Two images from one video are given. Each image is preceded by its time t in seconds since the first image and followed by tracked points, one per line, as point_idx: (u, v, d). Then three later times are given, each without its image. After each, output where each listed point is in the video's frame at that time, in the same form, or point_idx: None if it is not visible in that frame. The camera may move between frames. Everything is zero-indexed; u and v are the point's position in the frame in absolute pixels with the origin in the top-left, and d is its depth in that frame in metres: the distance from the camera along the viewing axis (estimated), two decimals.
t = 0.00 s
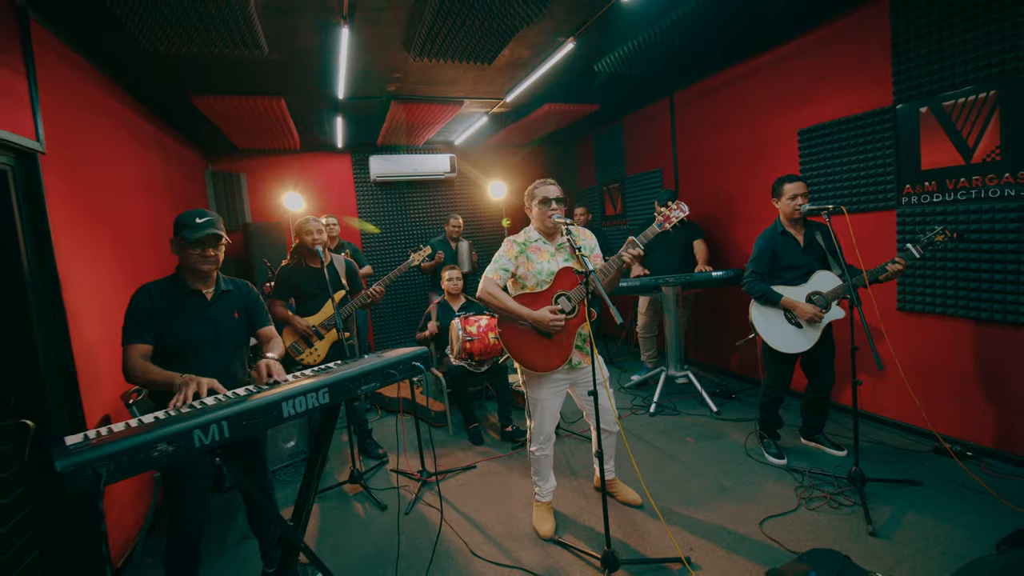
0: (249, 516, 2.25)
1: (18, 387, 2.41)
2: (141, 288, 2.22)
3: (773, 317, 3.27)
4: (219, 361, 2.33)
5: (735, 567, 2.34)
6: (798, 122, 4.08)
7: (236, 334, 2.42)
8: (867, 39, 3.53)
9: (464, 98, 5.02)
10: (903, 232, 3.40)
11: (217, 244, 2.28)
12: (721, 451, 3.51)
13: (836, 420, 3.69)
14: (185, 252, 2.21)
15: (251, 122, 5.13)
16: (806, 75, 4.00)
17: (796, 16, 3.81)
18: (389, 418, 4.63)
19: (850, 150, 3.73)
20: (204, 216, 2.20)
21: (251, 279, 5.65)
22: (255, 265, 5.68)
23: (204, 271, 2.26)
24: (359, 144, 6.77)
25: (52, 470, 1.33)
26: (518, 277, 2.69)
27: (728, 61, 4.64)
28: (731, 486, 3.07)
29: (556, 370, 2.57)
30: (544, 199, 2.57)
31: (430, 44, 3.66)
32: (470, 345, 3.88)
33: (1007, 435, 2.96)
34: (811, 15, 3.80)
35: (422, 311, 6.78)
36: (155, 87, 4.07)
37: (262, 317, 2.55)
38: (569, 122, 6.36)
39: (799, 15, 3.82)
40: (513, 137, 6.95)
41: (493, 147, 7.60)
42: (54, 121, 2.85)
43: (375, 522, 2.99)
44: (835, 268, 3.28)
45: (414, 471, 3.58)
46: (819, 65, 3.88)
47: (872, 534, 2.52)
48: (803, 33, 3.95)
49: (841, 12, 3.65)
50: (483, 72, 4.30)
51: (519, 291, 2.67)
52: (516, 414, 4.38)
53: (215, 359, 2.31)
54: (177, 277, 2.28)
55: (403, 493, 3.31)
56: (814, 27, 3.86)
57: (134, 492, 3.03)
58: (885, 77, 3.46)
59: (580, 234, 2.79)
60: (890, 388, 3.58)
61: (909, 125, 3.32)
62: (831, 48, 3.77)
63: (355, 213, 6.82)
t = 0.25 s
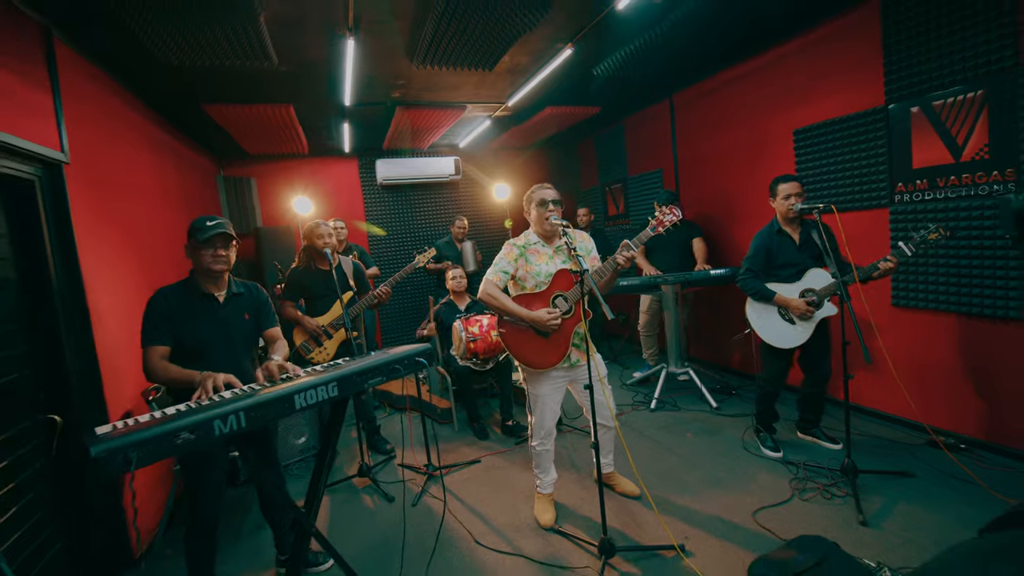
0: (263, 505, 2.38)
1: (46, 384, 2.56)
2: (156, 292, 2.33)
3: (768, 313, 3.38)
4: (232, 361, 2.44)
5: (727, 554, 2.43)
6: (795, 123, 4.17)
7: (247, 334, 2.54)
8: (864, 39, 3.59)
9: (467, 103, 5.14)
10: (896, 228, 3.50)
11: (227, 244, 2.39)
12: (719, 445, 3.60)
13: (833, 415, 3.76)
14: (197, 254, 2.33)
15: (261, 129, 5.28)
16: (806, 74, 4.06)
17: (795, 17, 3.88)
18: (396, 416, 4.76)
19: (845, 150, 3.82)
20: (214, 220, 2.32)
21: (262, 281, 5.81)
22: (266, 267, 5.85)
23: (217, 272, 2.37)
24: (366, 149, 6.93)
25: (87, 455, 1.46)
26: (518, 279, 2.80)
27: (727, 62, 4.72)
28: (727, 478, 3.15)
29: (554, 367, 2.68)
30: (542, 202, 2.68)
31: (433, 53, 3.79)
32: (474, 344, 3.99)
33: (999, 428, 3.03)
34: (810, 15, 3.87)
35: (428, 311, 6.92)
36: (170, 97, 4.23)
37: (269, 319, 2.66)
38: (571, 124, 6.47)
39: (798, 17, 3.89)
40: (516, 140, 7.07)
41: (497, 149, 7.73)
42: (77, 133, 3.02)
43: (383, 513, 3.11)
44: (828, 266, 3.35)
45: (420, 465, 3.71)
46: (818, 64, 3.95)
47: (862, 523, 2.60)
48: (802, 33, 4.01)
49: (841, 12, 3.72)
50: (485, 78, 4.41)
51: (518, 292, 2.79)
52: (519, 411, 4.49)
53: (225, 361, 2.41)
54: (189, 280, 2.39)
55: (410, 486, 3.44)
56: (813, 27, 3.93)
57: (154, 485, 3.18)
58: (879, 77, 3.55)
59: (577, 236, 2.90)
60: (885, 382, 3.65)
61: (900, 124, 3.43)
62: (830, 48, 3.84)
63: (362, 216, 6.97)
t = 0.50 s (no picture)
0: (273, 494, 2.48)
1: (65, 379, 2.67)
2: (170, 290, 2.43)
3: (764, 311, 3.47)
4: (243, 353, 2.55)
5: (721, 545, 2.51)
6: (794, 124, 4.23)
7: (258, 328, 2.64)
8: (865, 40, 3.64)
9: (471, 106, 5.23)
10: (892, 229, 3.56)
11: (235, 242, 2.49)
12: (717, 441, 3.67)
13: (830, 412, 3.82)
14: (208, 253, 2.43)
15: (269, 131, 5.40)
16: (807, 75, 4.11)
17: (796, 19, 3.93)
18: (401, 412, 4.86)
19: (842, 151, 3.88)
20: (222, 219, 2.42)
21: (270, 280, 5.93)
22: (275, 267, 5.97)
23: (228, 269, 2.47)
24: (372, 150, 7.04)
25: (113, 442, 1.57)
26: (518, 277, 2.89)
27: (729, 63, 4.77)
28: (724, 473, 3.23)
29: (553, 362, 2.76)
30: (541, 202, 2.77)
31: (437, 58, 3.89)
32: (477, 341, 4.08)
33: (991, 425, 3.08)
34: (812, 16, 3.91)
35: (432, 310, 7.02)
36: (182, 101, 4.35)
37: (281, 313, 2.77)
38: (573, 125, 6.55)
39: (800, 18, 3.94)
40: (520, 141, 7.16)
41: (501, 151, 7.82)
42: (95, 138, 3.14)
43: (389, 505, 3.21)
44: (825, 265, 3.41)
45: (424, 460, 3.80)
46: (820, 65, 3.99)
47: (854, 517, 2.67)
48: (804, 34, 4.05)
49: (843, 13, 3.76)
50: (488, 82, 4.51)
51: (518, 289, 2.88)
52: (521, 408, 4.57)
53: (239, 355, 2.54)
54: (202, 279, 2.49)
55: (414, 480, 3.53)
56: (815, 29, 3.97)
57: (167, 477, 3.29)
58: (875, 80, 3.61)
59: (574, 235, 2.98)
60: (880, 379, 3.71)
61: (896, 127, 3.50)
62: (832, 48, 3.88)
63: (368, 217, 7.09)
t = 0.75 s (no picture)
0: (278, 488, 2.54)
1: (76, 375, 2.73)
2: (185, 288, 2.46)
3: (763, 311, 3.49)
4: (254, 351, 2.57)
5: (719, 540, 2.56)
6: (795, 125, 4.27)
7: (268, 328, 2.67)
8: (867, 41, 3.66)
9: (473, 107, 5.29)
10: (890, 230, 3.60)
11: (250, 242, 2.55)
12: (715, 439, 3.72)
13: (828, 411, 3.87)
14: (223, 252, 2.49)
15: (274, 132, 5.45)
16: (810, 76, 4.13)
17: (799, 19, 3.95)
18: (404, 410, 4.92)
19: (842, 153, 3.93)
20: (238, 221, 2.49)
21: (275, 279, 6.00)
22: (280, 266, 6.03)
23: (241, 268, 2.52)
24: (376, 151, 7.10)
25: (127, 433, 1.62)
26: (518, 277, 2.94)
27: (732, 64, 4.79)
28: (721, 470, 3.27)
29: (553, 360, 2.81)
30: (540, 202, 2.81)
31: (440, 61, 3.95)
32: (479, 340, 4.13)
33: (986, 424, 3.13)
34: (815, 17, 3.93)
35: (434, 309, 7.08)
36: (189, 103, 4.41)
37: (288, 315, 2.82)
38: (575, 126, 6.60)
39: (803, 19, 3.96)
40: (522, 142, 7.21)
41: (503, 151, 7.87)
42: (105, 139, 3.20)
43: (392, 500, 3.27)
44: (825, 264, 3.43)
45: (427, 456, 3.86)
46: (822, 66, 4.02)
47: (849, 513, 2.71)
48: (807, 34, 4.07)
49: (847, 13, 3.77)
50: (490, 84, 4.56)
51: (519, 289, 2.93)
52: (522, 407, 4.63)
53: (249, 352, 2.55)
54: (214, 276, 2.53)
55: (417, 475, 3.59)
56: (817, 29, 4.00)
57: (174, 472, 3.35)
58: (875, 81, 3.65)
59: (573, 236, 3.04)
60: (877, 378, 3.76)
61: (894, 128, 3.54)
62: (835, 48, 3.90)
63: (371, 216, 7.15)
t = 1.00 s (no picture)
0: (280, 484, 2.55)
1: (79, 371, 2.74)
2: (189, 284, 2.47)
3: (762, 310, 3.49)
4: (257, 348, 2.58)
5: (719, 537, 2.57)
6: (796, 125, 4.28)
7: (271, 325, 2.68)
8: (870, 40, 3.66)
9: (475, 106, 5.30)
10: (891, 229, 3.61)
11: (253, 240, 2.56)
12: (715, 437, 3.72)
13: (828, 410, 3.88)
14: (226, 249, 2.49)
15: (275, 130, 5.46)
16: (811, 75, 4.13)
17: (801, 18, 3.95)
18: (405, 408, 4.93)
19: (842, 152, 3.93)
20: (240, 218, 2.49)
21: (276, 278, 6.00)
22: (281, 264, 6.04)
23: (244, 265, 2.52)
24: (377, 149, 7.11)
25: (132, 428, 1.63)
26: (519, 277, 2.94)
27: (734, 63, 4.80)
28: (722, 468, 3.28)
29: (554, 360, 2.82)
30: (541, 202, 2.83)
31: (442, 60, 3.96)
32: (480, 338, 4.14)
33: (986, 422, 3.14)
34: (817, 16, 3.93)
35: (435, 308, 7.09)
36: (191, 100, 4.41)
37: (292, 311, 2.84)
38: (576, 125, 6.61)
39: (805, 18, 3.96)
40: (523, 141, 7.22)
41: (504, 150, 7.88)
42: (108, 136, 3.20)
43: (393, 498, 3.28)
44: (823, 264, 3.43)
45: (428, 454, 3.87)
46: (824, 65, 4.02)
47: (849, 511, 2.72)
48: (809, 33, 4.07)
49: (849, 12, 3.77)
50: (491, 83, 4.57)
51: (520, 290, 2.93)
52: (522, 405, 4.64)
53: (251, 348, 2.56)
54: (219, 272, 2.54)
55: (418, 473, 3.60)
56: (819, 29, 4.00)
57: (175, 469, 3.36)
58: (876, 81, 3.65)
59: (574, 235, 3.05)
60: (878, 377, 3.76)
61: (895, 128, 3.54)
62: (836, 48, 3.90)
63: (372, 215, 7.15)
